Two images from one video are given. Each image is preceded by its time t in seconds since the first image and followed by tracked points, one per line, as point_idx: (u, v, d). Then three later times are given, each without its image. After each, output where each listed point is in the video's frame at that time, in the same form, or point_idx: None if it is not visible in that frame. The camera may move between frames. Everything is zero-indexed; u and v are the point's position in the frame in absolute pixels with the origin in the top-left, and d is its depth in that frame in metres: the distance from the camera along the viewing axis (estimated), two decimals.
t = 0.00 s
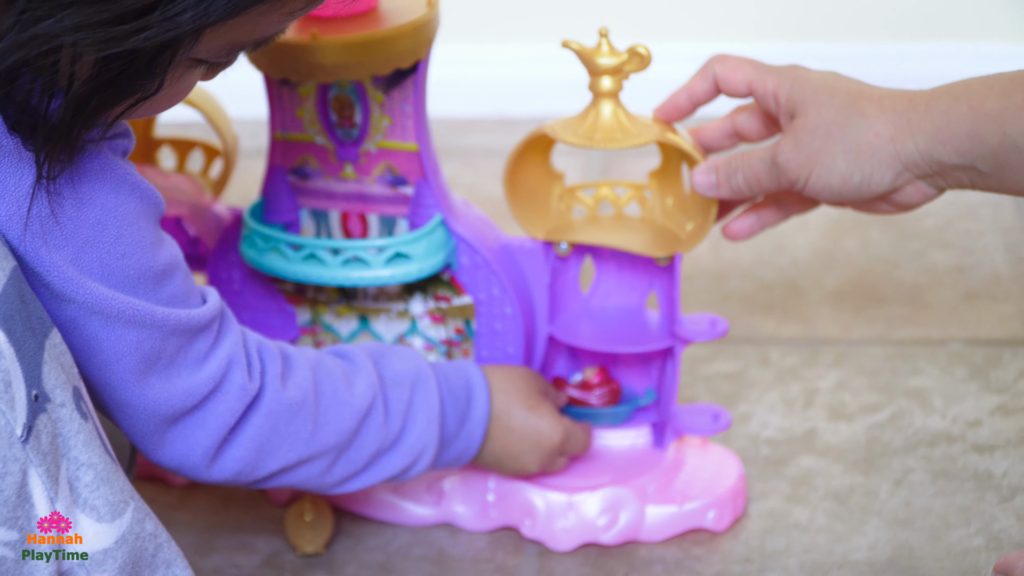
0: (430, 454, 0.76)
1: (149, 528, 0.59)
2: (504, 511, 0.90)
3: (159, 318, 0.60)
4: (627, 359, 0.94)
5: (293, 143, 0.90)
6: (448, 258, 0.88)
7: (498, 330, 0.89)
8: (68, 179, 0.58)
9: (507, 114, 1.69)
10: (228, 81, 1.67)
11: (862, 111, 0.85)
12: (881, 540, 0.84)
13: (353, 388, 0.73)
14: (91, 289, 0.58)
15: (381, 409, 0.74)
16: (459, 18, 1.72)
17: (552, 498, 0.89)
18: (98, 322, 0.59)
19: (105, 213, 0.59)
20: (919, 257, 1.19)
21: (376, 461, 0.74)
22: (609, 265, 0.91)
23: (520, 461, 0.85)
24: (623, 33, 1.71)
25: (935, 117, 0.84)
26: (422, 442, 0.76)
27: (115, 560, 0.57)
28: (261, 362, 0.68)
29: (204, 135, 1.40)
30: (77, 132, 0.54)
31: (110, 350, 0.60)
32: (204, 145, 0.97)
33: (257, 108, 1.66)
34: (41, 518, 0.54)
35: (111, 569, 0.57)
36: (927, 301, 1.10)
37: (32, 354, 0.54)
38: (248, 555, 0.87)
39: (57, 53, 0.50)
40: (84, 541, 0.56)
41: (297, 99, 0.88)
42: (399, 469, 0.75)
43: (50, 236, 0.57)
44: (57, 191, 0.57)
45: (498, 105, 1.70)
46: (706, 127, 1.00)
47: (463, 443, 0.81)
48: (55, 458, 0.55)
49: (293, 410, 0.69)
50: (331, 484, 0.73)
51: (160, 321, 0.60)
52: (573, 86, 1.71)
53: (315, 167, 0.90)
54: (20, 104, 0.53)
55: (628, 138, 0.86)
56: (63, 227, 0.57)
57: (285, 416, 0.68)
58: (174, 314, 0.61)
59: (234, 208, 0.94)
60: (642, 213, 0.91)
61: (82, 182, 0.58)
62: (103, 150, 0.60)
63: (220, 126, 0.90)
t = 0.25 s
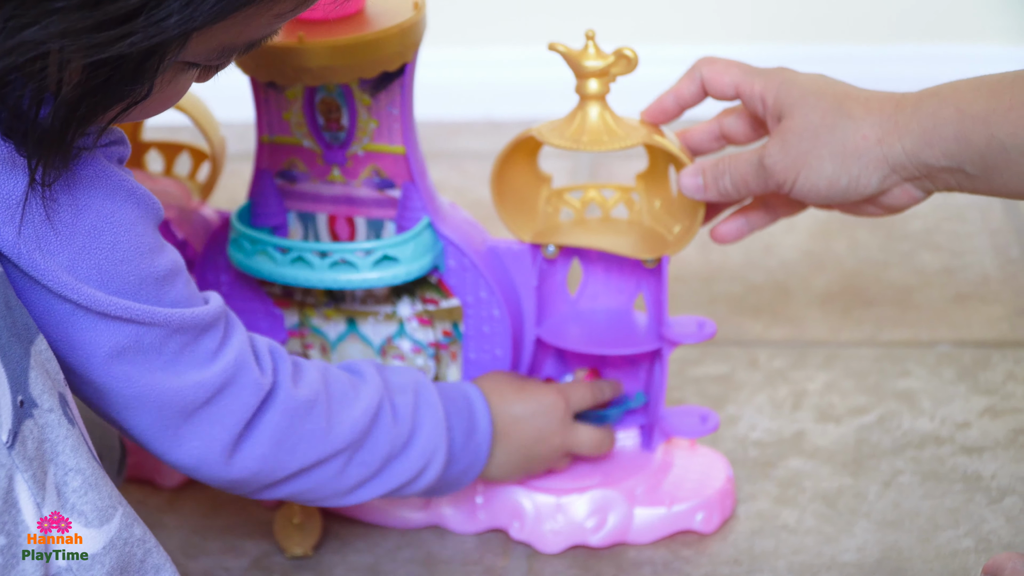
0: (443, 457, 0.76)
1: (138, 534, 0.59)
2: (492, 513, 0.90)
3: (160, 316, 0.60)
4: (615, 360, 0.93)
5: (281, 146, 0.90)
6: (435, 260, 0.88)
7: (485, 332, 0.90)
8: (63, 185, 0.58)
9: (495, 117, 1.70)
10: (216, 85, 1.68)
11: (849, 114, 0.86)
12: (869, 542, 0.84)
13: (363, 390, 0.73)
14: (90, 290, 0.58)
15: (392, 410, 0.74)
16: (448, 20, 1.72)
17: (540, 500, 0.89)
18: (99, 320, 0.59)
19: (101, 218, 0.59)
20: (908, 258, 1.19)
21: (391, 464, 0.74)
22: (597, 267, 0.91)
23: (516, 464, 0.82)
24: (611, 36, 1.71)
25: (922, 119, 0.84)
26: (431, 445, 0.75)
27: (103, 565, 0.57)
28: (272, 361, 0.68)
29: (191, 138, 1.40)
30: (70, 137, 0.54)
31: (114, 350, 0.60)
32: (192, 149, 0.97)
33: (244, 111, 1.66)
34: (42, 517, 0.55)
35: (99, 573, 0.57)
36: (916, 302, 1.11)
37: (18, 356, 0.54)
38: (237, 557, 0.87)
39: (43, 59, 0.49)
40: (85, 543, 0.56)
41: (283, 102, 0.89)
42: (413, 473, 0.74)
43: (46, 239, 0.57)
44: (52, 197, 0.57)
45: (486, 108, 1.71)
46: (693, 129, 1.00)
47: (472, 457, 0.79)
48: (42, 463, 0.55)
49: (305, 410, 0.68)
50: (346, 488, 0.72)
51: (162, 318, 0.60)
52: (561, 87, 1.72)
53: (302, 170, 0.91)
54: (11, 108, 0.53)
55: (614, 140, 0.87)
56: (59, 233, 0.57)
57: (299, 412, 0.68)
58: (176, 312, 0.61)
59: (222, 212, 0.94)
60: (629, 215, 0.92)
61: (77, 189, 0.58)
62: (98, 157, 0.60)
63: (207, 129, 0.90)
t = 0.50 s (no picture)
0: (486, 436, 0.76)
1: (147, 534, 0.58)
2: (495, 511, 0.90)
3: (189, 305, 0.60)
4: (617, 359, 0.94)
5: (280, 145, 0.90)
6: (435, 258, 0.89)
7: (486, 330, 0.90)
8: (82, 185, 0.57)
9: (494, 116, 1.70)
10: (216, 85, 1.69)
11: (849, 110, 0.86)
12: (873, 539, 0.83)
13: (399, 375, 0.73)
14: (115, 286, 0.57)
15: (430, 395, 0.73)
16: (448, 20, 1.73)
17: (543, 498, 0.89)
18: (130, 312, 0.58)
19: (123, 214, 0.58)
20: (911, 255, 1.19)
21: (437, 447, 0.73)
22: (598, 265, 0.91)
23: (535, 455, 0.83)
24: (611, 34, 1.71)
25: (922, 115, 0.84)
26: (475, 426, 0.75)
27: (112, 564, 0.56)
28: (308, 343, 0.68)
29: (193, 138, 1.41)
30: (91, 139, 0.55)
31: (146, 343, 0.59)
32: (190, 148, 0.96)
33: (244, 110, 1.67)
34: (41, 518, 0.53)
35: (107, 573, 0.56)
36: (919, 298, 1.10)
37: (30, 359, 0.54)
38: (241, 555, 0.87)
39: (63, 65, 0.50)
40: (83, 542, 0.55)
41: (282, 101, 0.89)
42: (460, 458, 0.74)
43: (69, 237, 0.56)
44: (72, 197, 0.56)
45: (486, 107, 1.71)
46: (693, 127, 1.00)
47: (511, 450, 0.80)
48: (52, 463, 0.54)
49: (345, 388, 0.68)
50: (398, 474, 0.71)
51: (192, 307, 0.60)
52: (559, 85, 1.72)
53: (302, 169, 0.91)
54: (30, 113, 0.53)
55: (613, 137, 0.87)
56: (82, 230, 0.56)
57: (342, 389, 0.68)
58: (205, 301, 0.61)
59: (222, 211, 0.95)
60: (628, 212, 0.91)
61: (97, 188, 0.58)
62: (115, 157, 0.59)
63: (207, 129, 0.89)
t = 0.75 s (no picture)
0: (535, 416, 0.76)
1: (191, 528, 0.57)
2: (526, 505, 0.90)
3: (240, 284, 0.60)
4: (649, 352, 0.94)
5: (311, 138, 0.91)
6: (466, 252, 0.88)
7: (517, 324, 0.90)
8: (127, 163, 0.58)
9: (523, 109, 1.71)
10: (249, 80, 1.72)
11: (880, 104, 0.85)
12: (905, 533, 0.83)
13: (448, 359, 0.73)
14: (166, 266, 0.58)
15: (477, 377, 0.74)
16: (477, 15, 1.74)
17: (575, 491, 0.89)
18: (182, 292, 0.58)
19: (167, 193, 0.60)
20: (941, 249, 1.19)
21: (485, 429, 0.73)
22: (629, 258, 0.91)
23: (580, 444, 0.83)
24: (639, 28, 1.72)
25: (953, 109, 0.83)
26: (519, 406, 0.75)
27: (155, 560, 0.55)
28: (356, 325, 0.68)
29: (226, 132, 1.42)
30: (135, 102, 0.56)
31: (197, 324, 0.59)
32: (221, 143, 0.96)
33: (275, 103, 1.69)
34: (42, 516, 0.49)
35: (151, 569, 0.55)
36: (950, 292, 1.10)
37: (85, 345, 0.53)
38: (273, 548, 0.88)
39: (107, 26, 0.50)
40: (85, 540, 0.51)
41: (313, 94, 0.89)
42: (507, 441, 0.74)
43: (119, 216, 0.57)
44: (119, 176, 0.57)
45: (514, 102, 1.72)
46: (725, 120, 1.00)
47: (560, 432, 0.80)
48: (103, 459, 0.53)
49: (394, 368, 0.68)
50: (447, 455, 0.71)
51: (243, 286, 0.61)
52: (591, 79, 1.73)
53: (333, 162, 0.91)
54: (78, 82, 0.54)
55: (645, 130, 0.87)
56: (134, 209, 0.57)
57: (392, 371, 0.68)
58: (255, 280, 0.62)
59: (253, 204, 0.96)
60: (660, 206, 0.91)
61: (141, 166, 0.59)
62: (154, 135, 0.61)
63: (237, 122, 0.89)
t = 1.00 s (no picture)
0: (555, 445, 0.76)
1: (232, 534, 0.57)
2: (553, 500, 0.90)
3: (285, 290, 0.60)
4: (676, 347, 0.94)
5: (338, 132, 0.91)
6: (494, 246, 0.88)
7: (544, 319, 0.90)
8: (176, 152, 0.57)
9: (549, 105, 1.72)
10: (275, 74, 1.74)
11: (910, 98, 0.85)
12: (932, 528, 0.83)
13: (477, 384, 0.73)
14: (214, 263, 0.57)
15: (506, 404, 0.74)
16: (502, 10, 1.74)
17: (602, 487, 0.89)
18: (228, 296, 0.57)
19: (216, 187, 0.58)
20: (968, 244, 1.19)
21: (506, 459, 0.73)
22: (656, 252, 0.91)
23: (595, 466, 0.82)
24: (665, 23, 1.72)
25: (983, 103, 0.83)
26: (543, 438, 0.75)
27: (198, 568, 0.55)
28: (391, 345, 0.68)
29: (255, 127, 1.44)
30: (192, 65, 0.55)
31: (240, 330, 0.58)
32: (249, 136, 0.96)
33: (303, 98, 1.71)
34: (40, 517, 0.47)
35: None
36: (977, 288, 1.10)
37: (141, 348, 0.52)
38: (299, 542, 0.87)
39: None
40: (86, 541, 0.48)
41: (340, 88, 0.89)
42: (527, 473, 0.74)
43: (168, 211, 0.55)
44: (168, 166, 0.56)
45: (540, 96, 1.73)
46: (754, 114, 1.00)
47: (576, 471, 0.79)
48: (152, 469, 0.52)
49: (426, 395, 0.68)
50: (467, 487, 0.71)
51: (286, 293, 0.60)
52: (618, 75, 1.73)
53: (360, 156, 0.91)
54: (133, 54, 0.54)
55: (673, 125, 0.87)
56: (182, 201, 0.56)
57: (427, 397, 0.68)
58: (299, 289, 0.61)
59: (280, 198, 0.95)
60: (688, 201, 0.91)
61: (190, 155, 0.58)
62: (205, 124, 0.59)
63: (267, 117, 0.88)
